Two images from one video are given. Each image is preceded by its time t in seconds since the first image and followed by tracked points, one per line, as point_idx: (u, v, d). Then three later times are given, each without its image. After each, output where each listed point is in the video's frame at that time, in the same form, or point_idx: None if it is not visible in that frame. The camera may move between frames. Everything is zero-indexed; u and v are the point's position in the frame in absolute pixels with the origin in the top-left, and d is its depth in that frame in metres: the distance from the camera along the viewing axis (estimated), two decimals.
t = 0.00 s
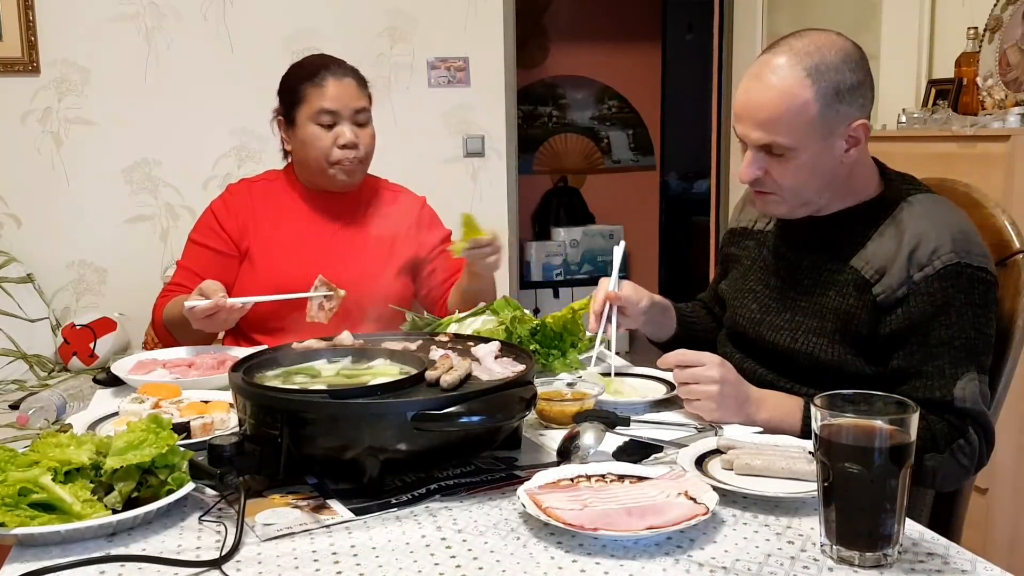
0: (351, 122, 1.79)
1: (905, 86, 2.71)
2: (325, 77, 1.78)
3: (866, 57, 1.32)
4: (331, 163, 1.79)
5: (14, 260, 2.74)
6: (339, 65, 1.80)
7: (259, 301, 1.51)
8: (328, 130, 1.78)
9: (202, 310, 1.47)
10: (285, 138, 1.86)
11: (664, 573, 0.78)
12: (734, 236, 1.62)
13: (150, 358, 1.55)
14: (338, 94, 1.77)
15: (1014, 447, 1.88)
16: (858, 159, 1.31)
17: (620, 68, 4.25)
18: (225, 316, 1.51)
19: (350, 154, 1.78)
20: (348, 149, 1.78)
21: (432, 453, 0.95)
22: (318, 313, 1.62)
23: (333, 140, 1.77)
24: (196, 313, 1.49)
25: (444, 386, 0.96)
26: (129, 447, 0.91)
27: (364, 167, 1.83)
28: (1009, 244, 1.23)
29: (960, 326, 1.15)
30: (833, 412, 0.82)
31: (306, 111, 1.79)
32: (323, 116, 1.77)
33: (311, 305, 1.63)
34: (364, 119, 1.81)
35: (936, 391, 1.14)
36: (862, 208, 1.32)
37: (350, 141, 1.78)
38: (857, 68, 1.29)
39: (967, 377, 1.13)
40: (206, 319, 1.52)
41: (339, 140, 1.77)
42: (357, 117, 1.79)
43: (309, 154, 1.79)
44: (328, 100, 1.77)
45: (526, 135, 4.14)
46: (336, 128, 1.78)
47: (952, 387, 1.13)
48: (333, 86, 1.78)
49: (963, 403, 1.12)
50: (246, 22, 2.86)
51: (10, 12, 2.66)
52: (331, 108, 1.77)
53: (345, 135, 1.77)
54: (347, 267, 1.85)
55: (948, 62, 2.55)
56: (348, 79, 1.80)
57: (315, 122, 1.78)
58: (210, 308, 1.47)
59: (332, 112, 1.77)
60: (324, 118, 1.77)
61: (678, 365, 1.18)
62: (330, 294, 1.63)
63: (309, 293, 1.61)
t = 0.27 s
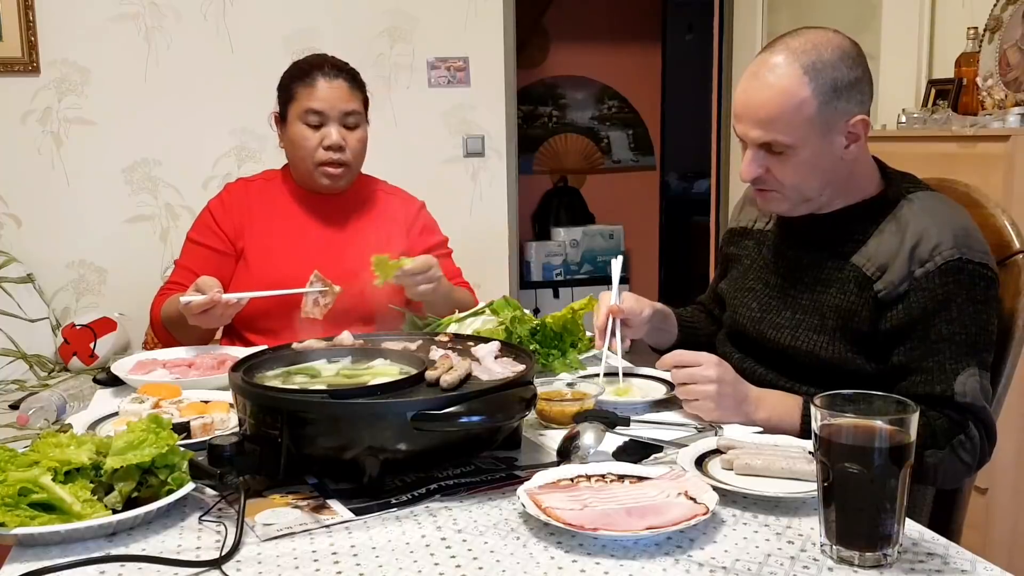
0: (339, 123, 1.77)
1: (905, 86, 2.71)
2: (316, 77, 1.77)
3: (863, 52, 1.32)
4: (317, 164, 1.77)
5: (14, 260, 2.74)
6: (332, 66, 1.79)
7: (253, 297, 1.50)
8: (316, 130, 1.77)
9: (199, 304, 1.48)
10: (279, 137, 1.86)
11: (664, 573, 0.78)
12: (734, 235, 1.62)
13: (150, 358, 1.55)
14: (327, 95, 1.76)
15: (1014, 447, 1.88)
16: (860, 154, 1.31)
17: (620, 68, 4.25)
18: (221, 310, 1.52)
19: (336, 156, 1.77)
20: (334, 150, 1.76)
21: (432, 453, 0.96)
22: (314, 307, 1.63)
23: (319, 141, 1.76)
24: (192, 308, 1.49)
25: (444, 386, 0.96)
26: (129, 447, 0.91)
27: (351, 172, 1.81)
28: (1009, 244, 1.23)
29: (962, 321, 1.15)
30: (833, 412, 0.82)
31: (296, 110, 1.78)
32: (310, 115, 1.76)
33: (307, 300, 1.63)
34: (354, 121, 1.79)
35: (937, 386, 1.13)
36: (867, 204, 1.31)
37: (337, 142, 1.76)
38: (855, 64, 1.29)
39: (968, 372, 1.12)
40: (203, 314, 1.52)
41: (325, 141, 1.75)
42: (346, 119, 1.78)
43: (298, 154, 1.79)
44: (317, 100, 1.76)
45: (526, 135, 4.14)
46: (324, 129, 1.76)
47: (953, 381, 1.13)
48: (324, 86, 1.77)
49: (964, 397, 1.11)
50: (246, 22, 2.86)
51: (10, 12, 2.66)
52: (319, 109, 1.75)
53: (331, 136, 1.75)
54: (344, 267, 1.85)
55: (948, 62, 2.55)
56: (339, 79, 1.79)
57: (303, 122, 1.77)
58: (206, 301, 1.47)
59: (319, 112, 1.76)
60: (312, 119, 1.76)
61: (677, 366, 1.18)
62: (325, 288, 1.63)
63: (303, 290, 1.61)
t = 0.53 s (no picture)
0: (332, 125, 1.77)
1: (905, 86, 2.71)
2: (310, 79, 1.76)
3: (846, 44, 1.33)
4: (308, 165, 1.77)
5: (14, 260, 2.74)
6: (327, 67, 1.79)
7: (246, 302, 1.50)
8: (310, 131, 1.77)
9: (190, 312, 1.47)
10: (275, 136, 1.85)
11: (664, 573, 0.78)
12: (732, 234, 1.62)
13: (150, 358, 1.55)
14: (320, 96, 1.75)
15: (1014, 446, 1.88)
16: (852, 144, 1.31)
17: (620, 68, 4.25)
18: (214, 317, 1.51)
19: (328, 158, 1.77)
20: (327, 152, 1.76)
21: (431, 453, 0.96)
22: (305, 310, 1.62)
23: (312, 142, 1.76)
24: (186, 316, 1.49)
25: (444, 386, 0.96)
26: (129, 447, 0.91)
27: (345, 171, 1.81)
28: (1008, 243, 1.23)
29: (960, 316, 1.15)
30: (833, 412, 0.82)
31: (289, 110, 1.78)
32: (304, 116, 1.76)
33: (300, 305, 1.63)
34: (348, 123, 1.78)
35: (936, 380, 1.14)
36: (868, 202, 1.31)
37: (330, 144, 1.76)
38: (838, 55, 1.30)
39: (966, 367, 1.13)
40: (198, 321, 1.52)
41: (318, 142, 1.75)
42: (339, 122, 1.77)
43: (291, 153, 1.79)
44: (311, 102, 1.75)
45: (526, 135, 4.15)
46: (317, 130, 1.76)
47: (952, 376, 1.13)
48: (318, 87, 1.76)
49: (962, 392, 1.12)
50: (246, 22, 2.86)
51: (10, 12, 2.66)
52: (312, 110, 1.75)
53: (324, 138, 1.75)
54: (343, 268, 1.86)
55: (948, 63, 2.55)
56: (334, 81, 1.78)
57: (297, 123, 1.77)
58: (199, 309, 1.47)
59: (313, 114, 1.75)
60: (305, 120, 1.76)
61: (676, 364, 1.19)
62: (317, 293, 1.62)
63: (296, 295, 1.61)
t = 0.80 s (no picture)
0: (329, 126, 1.77)
1: (905, 86, 2.71)
2: (306, 80, 1.76)
3: (817, 38, 1.34)
4: (305, 166, 1.78)
5: (14, 260, 2.74)
6: (325, 68, 1.78)
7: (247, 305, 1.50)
8: (306, 132, 1.77)
9: (191, 313, 1.48)
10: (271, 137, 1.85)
11: (664, 573, 0.78)
12: (729, 236, 1.61)
13: (150, 358, 1.55)
14: (317, 97, 1.75)
15: (1014, 446, 1.88)
16: (834, 133, 1.31)
17: (620, 68, 4.25)
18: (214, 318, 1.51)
19: (325, 158, 1.77)
20: (323, 153, 1.76)
21: (432, 453, 0.96)
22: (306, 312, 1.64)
23: (308, 143, 1.76)
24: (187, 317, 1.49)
25: (444, 386, 0.96)
26: (129, 447, 0.91)
27: (342, 171, 1.82)
28: (1008, 243, 1.23)
29: (949, 301, 1.16)
30: (833, 412, 0.82)
31: (286, 111, 1.78)
32: (300, 117, 1.76)
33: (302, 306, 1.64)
34: (345, 123, 1.78)
35: (922, 360, 1.14)
36: (859, 195, 1.32)
37: (326, 145, 1.76)
38: (807, 48, 1.31)
39: (952, 348, 1.13)
40: (200, 322, 1.52)
41: (314, 143, 1.76)
42: (336, 123, 1.77)
43: (288, 154, 1.79)
44: (307, 102, 1.75)
45: (526, 135, 4.15)
46: (313, 131, 1.76)
47: (938, 355, 1.14)
48: (315, 88, 1.76)
49: (949, 371, 1.12)
50: (246, 22, 2.86)
51: (10, 13, 2.66)
52: (309, 111, 1.75)
53: (320, 139, 1.75)
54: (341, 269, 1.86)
55: (948, 63, 2.55)
56: (330, 81, 1.78)
57: (294, 124, 1.77)
58: (199, 310, 1.46)
59: (309, 115, 1.76)
60: (301, 121, 1.76)
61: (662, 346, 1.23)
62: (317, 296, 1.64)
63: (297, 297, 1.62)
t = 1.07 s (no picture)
0: (328, 125, 1.77)
1: (906, 87, 2.71)
2: (305, 79, 1.76)
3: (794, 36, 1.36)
4: (305, 166, 1.77)
5: (14, 260, 2.74)
6: (324, 67, 1.78)
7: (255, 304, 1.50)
8: (305, 131, 1.77)
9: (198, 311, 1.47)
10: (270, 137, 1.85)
11: (664, 573, 0.78)
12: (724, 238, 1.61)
13: (150, 357, 1.55)
14: (317, 96, 1.75)
15: (1014, 446, 1.88)
16: (820, 125, 1.32)
17: (620, 68, 4.25)
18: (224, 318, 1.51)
19: (325, 157, 1.77)
20: (323, 153, 1.76)
21: (432, 453, 0.96)
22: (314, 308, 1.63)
23: (308, 142, 1.76)
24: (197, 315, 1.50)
25: (444, 386, 0.96)
26: (129, 447, 0.91)
27: (341, 172, 1.81)
28: (1009, 244, 1.22)
29: (940, 286, 1.16)
30: (833, 412, 0.82)
31: (285, 110, 1.78)
32: (300, 117, 1.76)
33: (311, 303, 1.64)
34: (344, 123, 1.79)
35: (922, 347, 1.14)
36: (846, 191, 1.34)
37: (326, 144, 1.76)
38: (787, 44, 1.33)
39: (952, 334, 1.13)
40: (209, 321, 1.52)
41: (313, 143, 1.75)
42: (335, 122, 1.77)
43: (288, 154, 1.79)
44: (307, 102, 1.75)
45: (526, 135, 4.15)
46: (313, 130, 1.76)
47: (940, 343, 1.13)
48: (314, 87, 1.76)
49: (951, 358, 1.11)
50: (246, 21, 2.86)
51: (10, 13, 2.65)
52: (308, 110, 1.75)
53: (320, 139, 1.75)
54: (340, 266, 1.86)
55: (949, 63, 2.55)
56: (329, 81, 1.78)
57: (294, 124, 1.77)
58: (209, 309, 1.47)
59: (309, 114, 1.75)
60: (301, 120, 1.76)
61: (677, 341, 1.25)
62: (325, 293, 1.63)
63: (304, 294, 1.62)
